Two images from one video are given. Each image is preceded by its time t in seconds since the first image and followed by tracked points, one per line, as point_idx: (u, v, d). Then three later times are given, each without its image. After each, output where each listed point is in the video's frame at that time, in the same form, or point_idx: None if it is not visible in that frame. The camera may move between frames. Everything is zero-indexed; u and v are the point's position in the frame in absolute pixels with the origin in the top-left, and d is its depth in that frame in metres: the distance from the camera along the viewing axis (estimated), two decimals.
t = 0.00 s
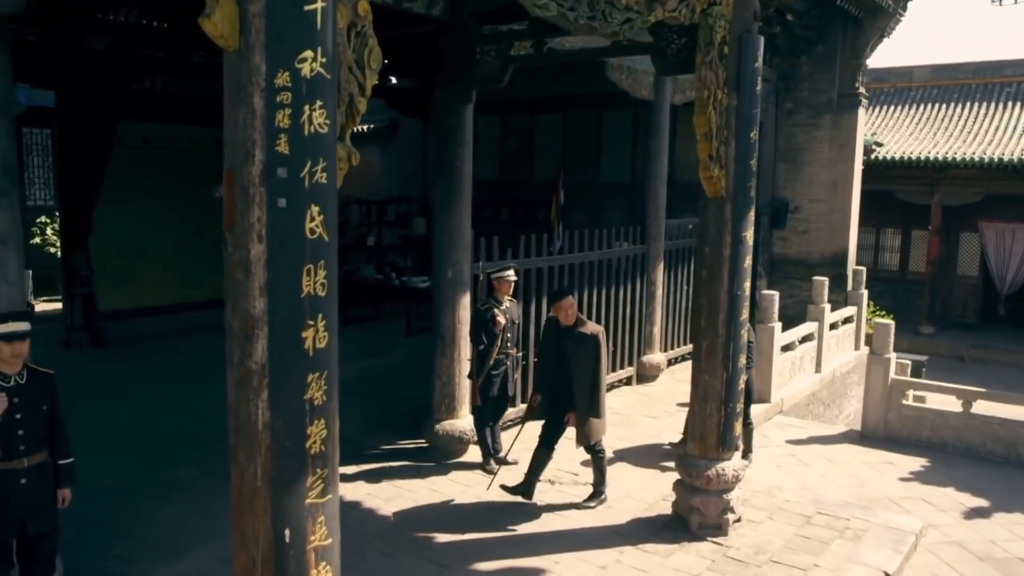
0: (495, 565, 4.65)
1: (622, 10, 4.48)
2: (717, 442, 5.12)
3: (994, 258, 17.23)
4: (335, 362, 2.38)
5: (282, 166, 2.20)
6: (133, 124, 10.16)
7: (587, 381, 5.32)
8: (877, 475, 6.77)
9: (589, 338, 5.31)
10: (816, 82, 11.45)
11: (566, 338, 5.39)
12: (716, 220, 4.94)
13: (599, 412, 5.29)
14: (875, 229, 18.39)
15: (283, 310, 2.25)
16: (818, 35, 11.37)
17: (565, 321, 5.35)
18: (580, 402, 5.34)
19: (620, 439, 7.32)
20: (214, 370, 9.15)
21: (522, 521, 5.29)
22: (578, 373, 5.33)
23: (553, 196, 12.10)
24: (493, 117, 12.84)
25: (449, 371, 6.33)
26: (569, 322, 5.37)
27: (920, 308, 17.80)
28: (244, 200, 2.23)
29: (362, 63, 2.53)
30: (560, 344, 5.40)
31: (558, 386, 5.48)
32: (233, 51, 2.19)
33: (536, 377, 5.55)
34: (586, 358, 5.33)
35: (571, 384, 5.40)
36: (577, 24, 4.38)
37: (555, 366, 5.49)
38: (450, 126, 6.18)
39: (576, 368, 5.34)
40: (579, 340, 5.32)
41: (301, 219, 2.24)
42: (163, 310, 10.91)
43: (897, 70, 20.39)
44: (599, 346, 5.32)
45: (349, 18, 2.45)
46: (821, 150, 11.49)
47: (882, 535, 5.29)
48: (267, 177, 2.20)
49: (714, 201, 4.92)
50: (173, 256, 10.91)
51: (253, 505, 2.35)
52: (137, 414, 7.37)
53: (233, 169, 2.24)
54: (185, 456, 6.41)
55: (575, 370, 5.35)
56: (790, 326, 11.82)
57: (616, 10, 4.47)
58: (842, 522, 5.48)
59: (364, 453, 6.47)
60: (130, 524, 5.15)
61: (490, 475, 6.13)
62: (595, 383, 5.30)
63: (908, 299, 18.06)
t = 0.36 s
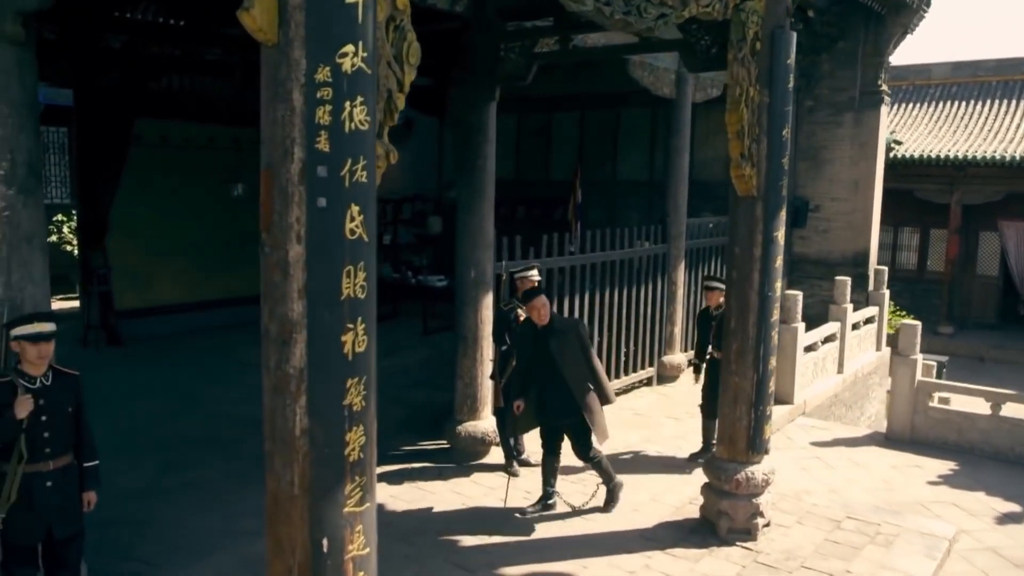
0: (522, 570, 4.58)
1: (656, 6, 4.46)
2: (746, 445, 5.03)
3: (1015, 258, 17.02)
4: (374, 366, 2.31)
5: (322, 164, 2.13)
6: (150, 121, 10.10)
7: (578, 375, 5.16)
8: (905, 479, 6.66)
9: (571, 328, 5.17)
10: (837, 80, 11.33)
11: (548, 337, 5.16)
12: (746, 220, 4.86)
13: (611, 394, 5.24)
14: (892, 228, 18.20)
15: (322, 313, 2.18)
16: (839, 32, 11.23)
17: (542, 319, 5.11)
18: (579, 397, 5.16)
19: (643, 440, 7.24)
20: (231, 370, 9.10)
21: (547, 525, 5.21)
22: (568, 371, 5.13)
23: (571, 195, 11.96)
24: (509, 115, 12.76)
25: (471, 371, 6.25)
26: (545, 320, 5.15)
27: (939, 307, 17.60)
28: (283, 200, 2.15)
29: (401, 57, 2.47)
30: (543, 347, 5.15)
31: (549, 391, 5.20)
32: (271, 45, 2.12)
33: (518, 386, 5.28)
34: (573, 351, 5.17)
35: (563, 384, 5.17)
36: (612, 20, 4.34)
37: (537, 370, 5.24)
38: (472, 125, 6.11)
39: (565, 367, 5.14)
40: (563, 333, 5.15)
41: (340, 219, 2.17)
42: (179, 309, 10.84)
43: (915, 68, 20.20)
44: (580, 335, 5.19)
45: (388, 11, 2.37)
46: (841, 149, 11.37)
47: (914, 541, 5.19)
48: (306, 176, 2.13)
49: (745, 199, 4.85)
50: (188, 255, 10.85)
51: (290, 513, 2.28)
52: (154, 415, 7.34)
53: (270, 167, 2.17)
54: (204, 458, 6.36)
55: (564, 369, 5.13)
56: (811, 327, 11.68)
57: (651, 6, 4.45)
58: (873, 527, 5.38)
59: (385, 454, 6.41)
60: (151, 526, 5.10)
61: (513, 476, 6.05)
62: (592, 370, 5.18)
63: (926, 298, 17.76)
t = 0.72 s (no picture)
0: None
1: None
2: (780, 450, 4.93)
3: None
4: (418, 372, 2.24)
5: (369, 163, 2.06)
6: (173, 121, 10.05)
7: (574, 374, 5.08)
8: (938, 484, 6.54)
9: (569, 330, 5.08)
10: (862, 77, 11.16)
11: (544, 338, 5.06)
12: (781, 220, 4.76)
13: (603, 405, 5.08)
14: (914, 228, 17.98)
15: (368, 318, 2.11)
16: (865, 28, 11.05)
17: (540, 321, 5.00)
18: (577, 397, 5.07)
19: (670, 442, 7.14)
20: (251, 369, 9.07)
21: (576, 529, 5.13)
22: (565, 370, 5.05)
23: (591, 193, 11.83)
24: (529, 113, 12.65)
25: (496, 373, 6.18)
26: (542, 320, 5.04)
27: (961, 308, 17.38)
28: (327, 200, 2.08)
29: (447, 53, 2.40)
30: (538, 348, 5.05)
31: (549, 395, 5.07)
32: (316, 40, 2.04)
33: (524, 389, 5.17)
34: (569, 351, 5.08)
35: (558, 387, 5.06)
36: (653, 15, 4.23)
37: (536, 373, 5.11)
38: (497, 124, 6.02)
39: (561, 367, 5.05)
40: (560, 334, 5.05)
41: (387, 220, 2.10)
42: (198, 307, 10.81)
43: (937, 65, 19.96)
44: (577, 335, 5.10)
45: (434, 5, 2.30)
46: (866, 148, 11.23)
47: (952, 549, 5.08)
48: (352, 175, 2.05)
49: (780, 200, 4.74)
50: (207, 253, 10.81)
51: (332, 524, 2.20)
52: (176, 415, 7.30)
53: (314, 165, 2.09)
54: (227, 459, 6.32)
55: (560, 369, 5.05)
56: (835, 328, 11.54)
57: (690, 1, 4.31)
58: (908, 533, 5.28)
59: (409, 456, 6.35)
60: (176, 528, 5.05)
61: (539, 480, 5.96)
62: (587, 375, 5.08)
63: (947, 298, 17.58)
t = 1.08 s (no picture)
0: None
1: None
2: (819, 454, 4.81)
3: None
4: (469, 379, 2.17)
5: (423, 160, 1.99)
6: (192, 115, 10.01)
7: (569, 392, 4.71)
8: (976, 488, 6.40)
9: (567, 345, 4.70)
10: (892, 72, 10.98)
11: (539, 351, 4.72)
12: (823, 218, 4.64)
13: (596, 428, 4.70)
14: (940, 225, 17.73)
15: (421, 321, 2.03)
16: (896, 22, 10.86)
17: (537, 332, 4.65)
18: (570, 417, 4.71)
19: (700, 443, 7.03)
20: (275, 367, 9.02)
21: (609, 533, 5.04)
22: (558, 387, 4.70)
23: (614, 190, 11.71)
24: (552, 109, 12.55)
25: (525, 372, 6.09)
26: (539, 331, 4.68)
27: (989, 307, 17.13)
28: (379, 198, 1.99)
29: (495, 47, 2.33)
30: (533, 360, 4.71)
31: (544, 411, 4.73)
32: (368, 31, 1.96)
33: (528, 402, 4.86)
34: (566, 367, 4.71)
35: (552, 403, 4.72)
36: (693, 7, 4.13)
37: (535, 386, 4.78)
38: (527, 121, 5.91)
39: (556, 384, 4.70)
40: (557, 349, 4.68)
41: (442, 219, 2.03)
42: (220, 305, 10.78)
43: (963, 60, 19.68)
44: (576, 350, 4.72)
45: None
46: (895, 144, 11.06)
47: (996, 556, 4.96)
48: (406, 172, 1.98)
49: (821, 198, 4.62)
50: (229, 251, 10.77)
51: (380, 538, 2.11)
52: (201, 414, 7.27)
53: (364, 162, 2.00)
54: (253, 458, 6.26)
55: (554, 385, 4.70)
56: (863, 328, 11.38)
57: None
58: (950, 540, 5.16)
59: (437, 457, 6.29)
60: (204, 529, 5.00)
61: (569, 482, 5.87)
62: (582, 393, 4.71)
63: (974, 297, 17.29)
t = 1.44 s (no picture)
0: None
1: None
2: (859, 457, 4.69)
3: None
4: (526, 385, 2.18)
5: (481, 154, 2.02)
6: (213, 111, 9.93)
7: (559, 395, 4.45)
8: (1015, 491, 6.25)
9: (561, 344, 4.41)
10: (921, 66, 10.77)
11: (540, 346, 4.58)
12: (865, 215, 4.51)
13: (578, 439, 4.35)
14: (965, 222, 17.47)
15: (477, 323, 2.05)
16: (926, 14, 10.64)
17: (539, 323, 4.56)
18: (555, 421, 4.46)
19: (730, 443, 6.91)
20: (296, 364, 8.95)
21: (642, 536, 4.94)
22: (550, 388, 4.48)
23: (636, 185, 11.56)
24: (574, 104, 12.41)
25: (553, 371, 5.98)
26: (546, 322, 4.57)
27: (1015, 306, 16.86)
28: (434, 194, 2.03)
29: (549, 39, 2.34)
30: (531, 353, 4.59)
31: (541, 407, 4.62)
32: (425, 19, 2.01)
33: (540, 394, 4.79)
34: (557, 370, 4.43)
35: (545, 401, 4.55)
36: None
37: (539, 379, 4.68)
38: (557, 115, 5.77)
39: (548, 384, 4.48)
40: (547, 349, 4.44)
41: (500, 217, 2.05)
42: (241, 301, 10.73)
43: (989, 54, 19.37)
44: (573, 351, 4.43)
45: None
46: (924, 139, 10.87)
47: None
48: (463, 167, 2.02)
49: (864, 194, 4.49)
50: (250, 246, 10.73)
51: (432, 544, 2.12)
52: (224, 412, 7.20)
53: (421, 156, 2.04)
54: (277, 458, 6.19)
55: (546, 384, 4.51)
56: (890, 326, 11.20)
57: None
58: (993, 546, 5.02)
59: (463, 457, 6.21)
60: (231, 530, 4.93)
61: (599, 483, 5.77)
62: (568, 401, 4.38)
63: (1000, 296, 17.03)
